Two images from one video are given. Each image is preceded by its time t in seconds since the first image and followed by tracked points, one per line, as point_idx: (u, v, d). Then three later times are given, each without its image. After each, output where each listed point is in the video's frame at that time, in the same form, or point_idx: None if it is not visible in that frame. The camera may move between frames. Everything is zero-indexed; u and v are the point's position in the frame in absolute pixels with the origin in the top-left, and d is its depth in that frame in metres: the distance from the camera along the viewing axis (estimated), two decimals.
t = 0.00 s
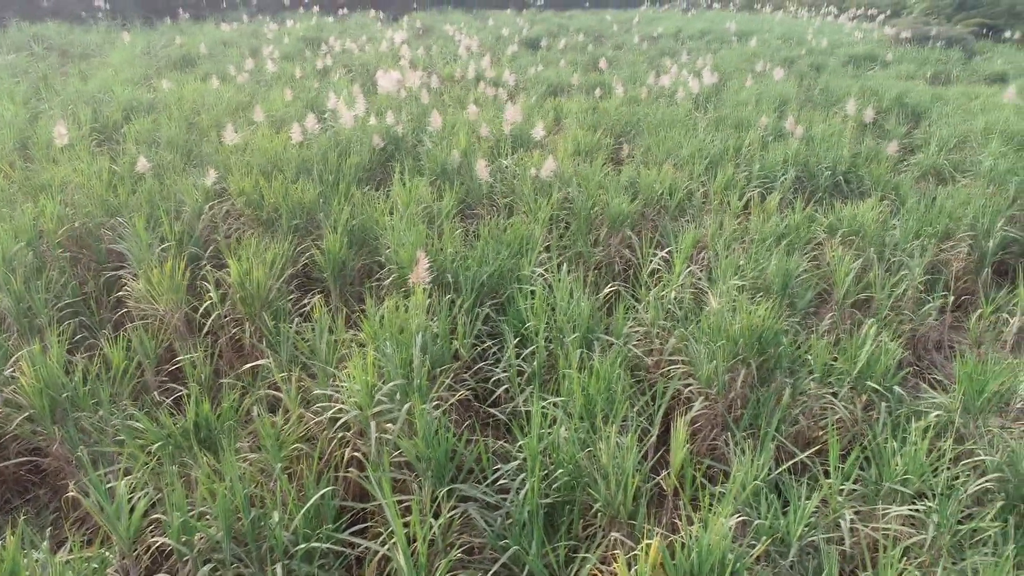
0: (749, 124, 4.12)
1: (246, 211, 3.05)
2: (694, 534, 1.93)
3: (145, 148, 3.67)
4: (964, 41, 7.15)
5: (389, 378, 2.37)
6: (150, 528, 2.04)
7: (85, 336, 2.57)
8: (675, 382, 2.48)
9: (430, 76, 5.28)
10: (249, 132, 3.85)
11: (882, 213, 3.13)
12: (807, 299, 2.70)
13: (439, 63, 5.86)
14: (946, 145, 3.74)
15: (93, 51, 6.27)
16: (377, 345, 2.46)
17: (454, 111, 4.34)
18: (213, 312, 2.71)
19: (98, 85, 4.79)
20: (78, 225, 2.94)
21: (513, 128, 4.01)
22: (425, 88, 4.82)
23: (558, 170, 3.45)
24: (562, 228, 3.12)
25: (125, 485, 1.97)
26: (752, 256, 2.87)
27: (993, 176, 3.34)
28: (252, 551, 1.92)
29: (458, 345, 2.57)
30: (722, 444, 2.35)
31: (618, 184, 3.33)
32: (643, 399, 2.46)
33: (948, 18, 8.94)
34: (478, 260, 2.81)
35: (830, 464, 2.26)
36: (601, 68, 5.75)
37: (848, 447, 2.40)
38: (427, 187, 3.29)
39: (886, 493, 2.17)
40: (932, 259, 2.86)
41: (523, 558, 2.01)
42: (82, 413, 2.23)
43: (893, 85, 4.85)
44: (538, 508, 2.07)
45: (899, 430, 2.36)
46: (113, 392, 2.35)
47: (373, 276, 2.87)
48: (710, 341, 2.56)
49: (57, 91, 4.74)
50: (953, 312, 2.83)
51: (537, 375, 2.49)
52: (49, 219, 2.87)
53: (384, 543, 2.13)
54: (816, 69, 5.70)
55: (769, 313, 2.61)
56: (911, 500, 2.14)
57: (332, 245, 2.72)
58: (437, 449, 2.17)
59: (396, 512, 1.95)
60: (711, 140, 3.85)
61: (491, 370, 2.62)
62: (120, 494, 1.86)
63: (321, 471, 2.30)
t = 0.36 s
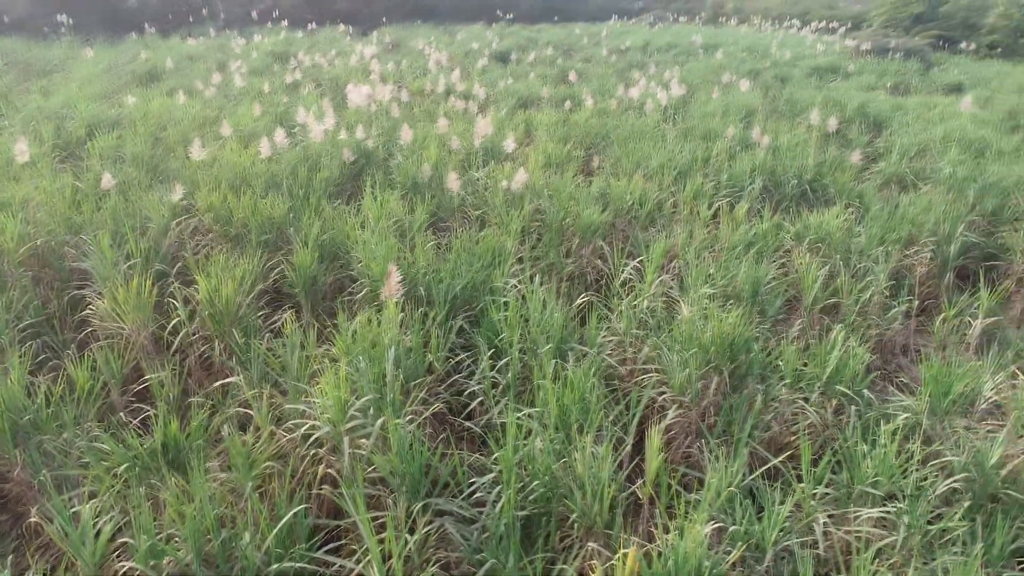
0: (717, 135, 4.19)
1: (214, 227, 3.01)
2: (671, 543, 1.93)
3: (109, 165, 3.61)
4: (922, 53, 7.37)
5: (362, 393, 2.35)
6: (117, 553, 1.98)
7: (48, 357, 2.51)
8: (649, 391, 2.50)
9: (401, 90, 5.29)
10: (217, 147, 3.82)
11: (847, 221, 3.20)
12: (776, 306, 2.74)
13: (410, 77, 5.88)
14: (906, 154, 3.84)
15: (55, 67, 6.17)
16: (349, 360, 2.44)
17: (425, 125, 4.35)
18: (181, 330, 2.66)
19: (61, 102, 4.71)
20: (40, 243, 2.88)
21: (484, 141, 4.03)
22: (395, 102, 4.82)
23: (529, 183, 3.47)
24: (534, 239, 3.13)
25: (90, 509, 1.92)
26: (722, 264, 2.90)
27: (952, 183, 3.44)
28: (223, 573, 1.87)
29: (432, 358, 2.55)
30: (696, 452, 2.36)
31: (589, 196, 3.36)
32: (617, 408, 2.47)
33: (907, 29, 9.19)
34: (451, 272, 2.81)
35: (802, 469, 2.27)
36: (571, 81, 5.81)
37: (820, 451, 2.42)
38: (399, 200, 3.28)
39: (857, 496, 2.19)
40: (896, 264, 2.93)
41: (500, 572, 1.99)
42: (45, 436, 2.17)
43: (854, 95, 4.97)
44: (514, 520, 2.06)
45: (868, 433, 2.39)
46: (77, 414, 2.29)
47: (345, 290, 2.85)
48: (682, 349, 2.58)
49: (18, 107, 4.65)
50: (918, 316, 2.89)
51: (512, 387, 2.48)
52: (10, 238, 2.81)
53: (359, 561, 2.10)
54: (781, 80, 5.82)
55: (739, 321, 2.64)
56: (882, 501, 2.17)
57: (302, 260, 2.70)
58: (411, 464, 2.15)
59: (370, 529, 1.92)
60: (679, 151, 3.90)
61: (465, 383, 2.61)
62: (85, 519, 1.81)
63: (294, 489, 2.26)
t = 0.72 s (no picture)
0: (676, 158, 4.28)
1: (172, 256, 2.96)
2: (642, 564, 1.92)
3: (64, 195, 3.53)
4: (871, 77, 7.66)
5: (327, 421, 2.30)
6: None
7: None
8: (616, 412, 2.50)
9: (363, 116, 5.30)
10: (175, 176, 3.77)
11: (804, 240, 3.28)
12: (738, 324, 2.78)
13: (372, 103, 5.90)
14: (859, 174, 3.96)
15: (8, 96, 6.04)
16: (313, 389, 2.40)
17: (388, 150, 4.36)
18: (139, 363, 2.59)
19: (13, 131, 4.61)
20: None
21: (448, 166, 4.05)
22: (358, 128, 4.82)
23: (493, 207, 3.49)
24: (499, 263, 3.15)
25: (42, 551, 1.84)
26: (684, 285, 2.95)
27: (903, 202, 3.55)
28: None
29: (398, 384, 2.53)
30: (665, 472, 2.37)
31: (552, 219, 3.40)
32: (586, 430, 2.46)
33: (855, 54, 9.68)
34: (416, 298, 2.80)
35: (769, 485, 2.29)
36: (532, 106, 5.89)
37: (786, 467, 2.44)
38: (362, 226, 3.27)
39: (824, 511, 2.20)
40: (853, 281, 3.00)
41: None
42: None
43: (807, 118, 5.13)
44: (484, 547, 2.02)
45: (832, 447, 2.42)
46: (28, 453, 2.21)
47: (308, 318, 2.82)
48: (649, 369, 2.60)
49: None
50: (875, 332, 2.96)
51: (479, 412, 2.47)
52: None
53: None
54: (737, 104, 5.98)
55: (703, 340, 2.67)
56: (847, 515, 2.18)
57: (265, 288, 2.66)
58: (378, 493, 2.10)
59: (336, 561, 1.88)
60: (640, 174, 3.96)
61: (432, 409, 2.59)
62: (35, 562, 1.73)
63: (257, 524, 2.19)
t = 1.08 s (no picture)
0: (634, 181, 4.36)
1: (125, 288, 2.90)
2: None
3: (9, 227, 3.42)
4: (818, 101, 7.95)
5: (289, 454, 2.24)
6: None
7: None
8: (581, 435, 2.50)
9: (322, 144, 5.29)
10: (128, 206, 3.69)
11: (760, 259, 3.35)
12: (699, 344, 2.82)
13: (331, 131, 5.90)
14: (810, 195, 4.08)
15: None
16: (274, 421, 2.34)
17: (346, 178, 4.35)
18: (90, 399, 2.51)
19: None
20: None
21: (408, 192, 4.06)
22: (316, 155, 4.81)
23: (454, 232, 3.50)
24: (461, 288, 3.15)
25: None
26: (645, 306, 2.98)
27: (852, 221, 3.66)
28: None
29: (361, 413, 2.49)
30: (632, 493, 2.36)
31: (513, 244, 3.42)
32: (552, 454, 2.45)
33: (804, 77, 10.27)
34: (378, 325, 2.78)
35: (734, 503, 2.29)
36: (491, 132, 5.96)
37: (750, 484, 2.44)
38: (322, 254, 3.25)
39: (788, 526, 2.20)
40: (808, 299, 3.08)
41: None
42: None
43: (759, 141, 5.28)
44: None
45: (794, 463, 2.45)
46: None
47: (268, 348, 2.77)
48: (613, 391, 2.61)
49: None
50: (831, 348, 3.03)
51: (444, 439, 2.44)
52: None
53: None
54: (692, 127, 6.14)
55: (665, 360, 2.70)
56: (811, 530, 2.18)
57: (222, 318, 2.62)
58: (342, 526, 2.04)
59: None
60: (599, 197, 4.02)
61: (397, 438, 2.55)
62: None
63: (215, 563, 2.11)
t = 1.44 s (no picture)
0: (595, 205, 4.42)
1: (77, 321, 2.81)
2: None
3: None
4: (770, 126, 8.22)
5: (251, 486, 2.18)
6: None
7: None
8: (550, 458, 2.49)
9: (281, 171, 5.26)
10: (80, 237, 3.61)
11: (720, 279, 3.42)
12: (664, 364, 2.85)
13: (291, 158, 5.87)
14: (765, 216, 4.19)
15: None
16: (235, 453, 2.28)
17: (307, 205, 4.33)
18: (40, 436, 2.41)
19: None
20: None
21: (371, 219, 4.05)
22: (275, 183, 4.77)
23: (418, 258, 3.50)
24: (426, 314, 3.14)
25: None
26: (610, 327, 3.01)
27: (807, 241, 3.77)
28: None
29: (325, 443, 2.44)
30: (602, 515, 2.35)
31: (478, 268, 3.43)
32: (521, 478, 2.44)
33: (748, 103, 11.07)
34: (342, 352, 2.75)
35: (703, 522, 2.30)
36: (453, 158, 6.00)
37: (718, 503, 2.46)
38: (283, 282, 3.21)
39: (757, 544, 2.20)
40: (768, 318, 3.14)
41: None
42: None
43: (714, 165, 5.42)
44: None
45: (760, 480, 2.47)
46: None
47: (228, 379, 2.71)
48: (580, 413, 2.62)
49: None
50: (792, 365, 3.09)
51: (411, 467, 2.41)
52: None
53: None
54: (650, 152, 6.27)
55: (631, 381, 2.72)
56: (780, 547, 2.19)
57: (181, 349, 2.56)
58: (308, 559, 1.96)
59: None
60: (562, 221, 4.07)
61: (363, 467, 2.51)
62: None
63: None
